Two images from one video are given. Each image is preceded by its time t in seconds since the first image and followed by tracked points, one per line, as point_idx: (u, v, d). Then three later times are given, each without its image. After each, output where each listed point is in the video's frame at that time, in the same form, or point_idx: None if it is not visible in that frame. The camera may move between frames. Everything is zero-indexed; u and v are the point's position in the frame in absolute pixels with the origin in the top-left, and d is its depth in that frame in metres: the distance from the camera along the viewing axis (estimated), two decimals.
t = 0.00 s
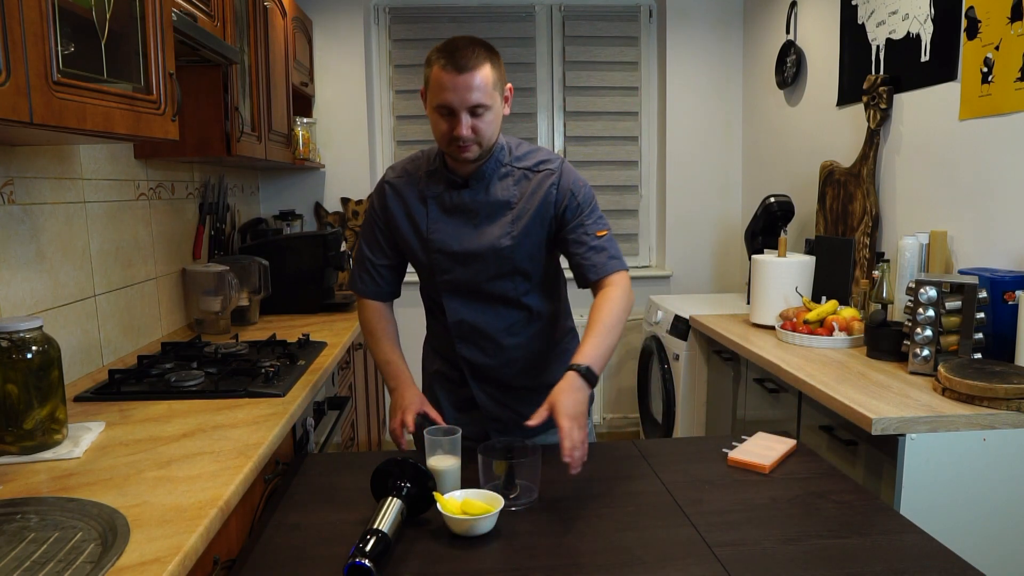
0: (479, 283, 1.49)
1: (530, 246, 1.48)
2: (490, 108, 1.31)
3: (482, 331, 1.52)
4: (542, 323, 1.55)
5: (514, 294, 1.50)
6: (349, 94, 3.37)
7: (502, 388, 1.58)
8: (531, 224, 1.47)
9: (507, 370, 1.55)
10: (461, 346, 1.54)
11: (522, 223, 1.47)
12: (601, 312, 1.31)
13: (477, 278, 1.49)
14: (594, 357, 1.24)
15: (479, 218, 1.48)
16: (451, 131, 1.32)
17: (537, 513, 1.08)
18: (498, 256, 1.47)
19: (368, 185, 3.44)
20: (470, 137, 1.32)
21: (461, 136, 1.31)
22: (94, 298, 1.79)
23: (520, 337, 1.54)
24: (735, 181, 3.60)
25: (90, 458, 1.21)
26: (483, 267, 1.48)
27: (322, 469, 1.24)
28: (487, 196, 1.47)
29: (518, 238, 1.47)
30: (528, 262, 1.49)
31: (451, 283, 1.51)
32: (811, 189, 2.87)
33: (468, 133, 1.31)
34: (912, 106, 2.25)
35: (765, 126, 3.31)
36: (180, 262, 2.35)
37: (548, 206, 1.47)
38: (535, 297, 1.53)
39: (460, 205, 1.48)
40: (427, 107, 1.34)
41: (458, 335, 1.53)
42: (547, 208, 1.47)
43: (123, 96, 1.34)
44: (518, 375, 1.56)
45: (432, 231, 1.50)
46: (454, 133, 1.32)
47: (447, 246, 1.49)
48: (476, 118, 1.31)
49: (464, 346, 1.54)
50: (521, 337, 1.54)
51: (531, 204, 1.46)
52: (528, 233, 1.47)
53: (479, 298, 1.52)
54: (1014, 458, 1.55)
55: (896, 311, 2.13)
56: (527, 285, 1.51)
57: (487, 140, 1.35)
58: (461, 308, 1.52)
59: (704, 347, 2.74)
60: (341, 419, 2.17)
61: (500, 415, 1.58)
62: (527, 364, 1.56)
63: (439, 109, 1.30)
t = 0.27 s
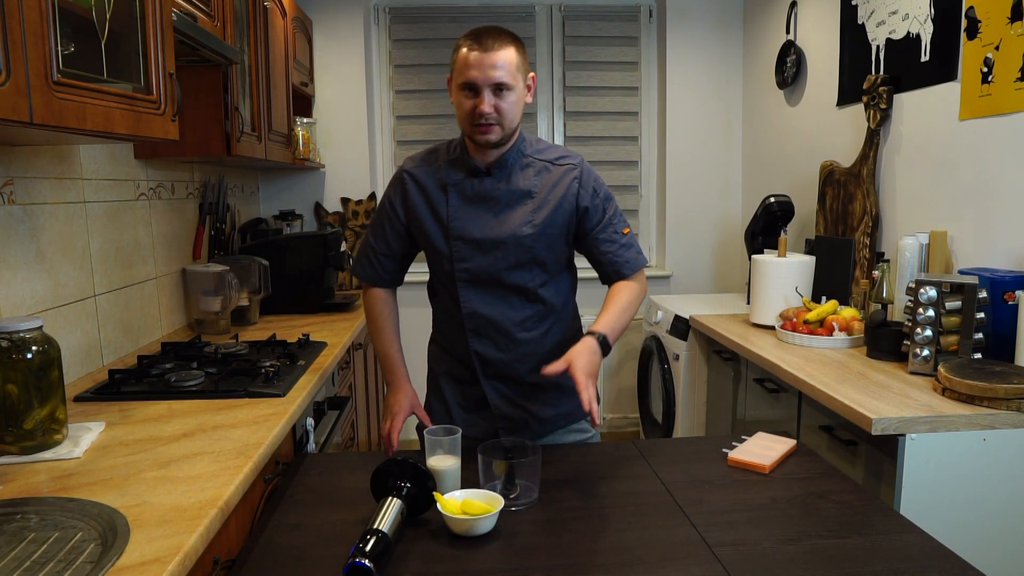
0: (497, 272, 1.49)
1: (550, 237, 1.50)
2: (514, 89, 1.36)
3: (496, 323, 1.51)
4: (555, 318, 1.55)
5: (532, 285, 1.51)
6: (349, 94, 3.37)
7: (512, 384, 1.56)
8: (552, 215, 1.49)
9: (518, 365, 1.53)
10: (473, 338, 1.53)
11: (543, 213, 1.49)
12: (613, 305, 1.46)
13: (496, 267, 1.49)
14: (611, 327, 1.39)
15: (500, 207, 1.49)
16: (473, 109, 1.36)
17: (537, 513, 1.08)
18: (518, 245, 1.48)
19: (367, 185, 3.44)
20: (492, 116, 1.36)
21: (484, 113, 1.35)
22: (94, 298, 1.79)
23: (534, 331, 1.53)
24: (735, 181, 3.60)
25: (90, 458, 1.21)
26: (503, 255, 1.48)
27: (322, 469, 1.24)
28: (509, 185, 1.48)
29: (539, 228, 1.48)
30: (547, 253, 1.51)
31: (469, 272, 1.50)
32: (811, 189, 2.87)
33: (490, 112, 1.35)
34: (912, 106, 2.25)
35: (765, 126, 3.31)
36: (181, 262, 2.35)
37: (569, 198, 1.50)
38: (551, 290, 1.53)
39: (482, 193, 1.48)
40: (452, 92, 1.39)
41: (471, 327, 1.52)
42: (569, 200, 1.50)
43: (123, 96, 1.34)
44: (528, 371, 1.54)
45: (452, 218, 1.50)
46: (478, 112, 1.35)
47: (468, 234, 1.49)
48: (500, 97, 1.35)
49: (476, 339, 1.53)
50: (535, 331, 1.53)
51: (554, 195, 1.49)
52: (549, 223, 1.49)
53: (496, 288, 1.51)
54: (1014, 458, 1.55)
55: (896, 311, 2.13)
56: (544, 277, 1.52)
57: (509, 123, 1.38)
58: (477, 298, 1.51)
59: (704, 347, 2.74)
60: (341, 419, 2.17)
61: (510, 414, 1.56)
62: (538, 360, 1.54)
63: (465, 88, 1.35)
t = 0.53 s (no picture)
0: (516, 262, 1.49)
1: (571, 232, 1.51)
2: (547, 83, 1.41)
3: (511, 314, 1.51)
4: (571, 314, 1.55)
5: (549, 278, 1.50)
6: (349, 94, 3.37)
7: (522, 380, 1.54)
8: (575, 210, 1.50)
9: (528, 359, 1.52)
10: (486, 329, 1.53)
11: (566, 206, 1.50)
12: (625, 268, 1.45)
13: (515, 257, 1.49)
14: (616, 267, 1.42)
15: (524, 198, 1.50)
16: (506, 98, 1.41)
17: (537, 513, 1.08)
18: (539, 236, 1.49)
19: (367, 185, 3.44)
20: (524, 106, 1.40)
21: (517, 102, 1.40)
22: (94, 298, 1.79)
23: (549, 325, 1.52)
24: (735, 181, 3.60)
25: (90, 458, 1.21)
26: (524, 245, 1.49)
27: (321, 469, 1.24)
28: (534, 178, 1.50)
29: (561, 221, 1.50)
30: (567, 247, 1.51)
31: (489, 261, 1.51)
32: (811, 189, 2.87)
33: (523, 102, 1.40)
34: (912, 106, 2.25)
35: (765, 126, 3.31)
36: (181, 262, 2.35)
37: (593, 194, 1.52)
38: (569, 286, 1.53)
39: (507, 184, 1.50)
40: (488, 82, 1.45)
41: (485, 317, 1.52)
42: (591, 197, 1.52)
43: (123, 96, 1.34)
44: (540, 367, 1.53)
45: (475, 206, 1.51)
46: (510, 100, 1.40)
47: (490, 223, 1.50)
48: (533, 89, 1.40)
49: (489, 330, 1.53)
50: (549, 327, 1.51)
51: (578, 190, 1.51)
52: (570, 218, 1.50)
53: (514, 279, 1.51)
54: (1014, 458, 1.55)
55: (896, 310, 2.13)
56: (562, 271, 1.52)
57: (540, 115, 1.43)
58: (493, 288, 1.52)
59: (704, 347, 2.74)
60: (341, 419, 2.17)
61: (518, 410, 1.54)
62: (549, 356, 1.53)
63: (500, 78, 1.40)
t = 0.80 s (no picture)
0: (532, 258, 1.49)
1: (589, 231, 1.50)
2: (574, 91, 1.41)
3: (525, 309, 1.51)
4: (584, 313, 1.55)
5: (564, 276, 1.50)
6: (349, 94, 3.37)
7: (534, 375, 1.54)
8: (594, 210, 1.50)
9: (541, 354, 1.52)
10: (500, 323, 1.52)
11: (586, 206, 1.50)
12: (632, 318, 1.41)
13: (532, 253, 1.49)
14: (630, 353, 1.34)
15: (544, 196, 1.50)
16: (531, 102, 1.41)
17: (537, 513, 1.08)
18: (557, 233, 1.49)
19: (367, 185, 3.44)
20: (547, 112, 1.41)
21: (541, 106, 1.40)
22: (94, 298, 1.79)
23: (562, 323, 1.52)
24: (735, 181, 3.60)
25: (90, 458, 1.21)
26: (541, 241, 1.49)
27: (321, 469, 1.24)
28: (555, 177, 1.51)
29: (580, 220, 1.49)
30: (584, 247, 1.51)
31: (506, 255, 1.50)
32: (811, 189, 2.87)
33: (547, 108, 1.40)
34: (912, 105, 2.25)
35: (765, 126, 3.31)
36: (180, 262, 2.35)
37: (613, 196, 1.52)
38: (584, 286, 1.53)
39: (528, 181, 1.50)
40: (515, 83, 1.45)
41: (499, 311, 1.52)
42: (611, 200, 1.51)
43: (123, 96, 1.34)
44: (552, 363, 1.53)
45: (496, 201, 1.51)
46: (535, 104, 1.41)
47: (509, 218, 1.50)
48: (559, 96, 1.40)
49: (502, 324, 1.52)
50: (562, 324, 1.52)
51: (599, 191, 1.51)
52: (589, 217, 1.50)
53: (529, 275, 1.51)
54: (1015, 458, 1.55)
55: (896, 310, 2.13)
56: (578, 270, 1.52)
57: (563, 122, 1.43)
58: (508, 283, 1.52)
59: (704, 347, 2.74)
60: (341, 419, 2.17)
61: (529, 405, 1.54)
62: (560, 354, 1.53)
63: (528, 80, 1.41)
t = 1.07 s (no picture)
0: (548, 259, 1.49)
1: (606, 235, 1.51)
2: (597, 90, 1.41)
3: (539, 309, 1.51)
4: (596, 315, 1.55)
5: (580, 278, 1.51)
6: (349, 94, 3.37)
7: (543, 375, 1.55)
8: (612, 213, 1.50)
9: (551, 355, 1.52)
10: (513, 323, 1.53)
11: (604, 209, 1.50)
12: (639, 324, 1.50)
13: (548, 254, 1.49)
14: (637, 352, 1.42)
15: (563, 198, 1.50)
16: (556, 103, 1.41)
17: (538, 512, 1.08)
18: (574, 235, 1.49)
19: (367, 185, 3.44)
20: (572, 112, 1.41)
21: (566, 108, 1.40)
22: (94, 298, 1.79)
23: (574, 325, 1.53)
24: (735, 181, 3.59)
25: (90, 458, 1.21)
26: (558, 243, 1.49)
27: (322, 469, 1.24)
28: (575, 179, 1.51)
29: (598, 223, 1.50)
30: (600, 249, 1.51)
31: (523, 255, 1.50)
32: (811, 189, 2.87)
33: (572, 108, 1.40)
34: (912, 106, 2.25)
35: (765, 126, 3.31)
36: (180, 262, 2.35)
37: (631, 201, 1.52)
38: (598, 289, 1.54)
39: (548, 182, 1.50)
40: (537, 85, 1.45)
41: (514, 310, 1.52)
42: (630, 204, 1.52)
43: (123, 96, 1.34)
44: (562, 364, 1.54)
45: (515, 201, 1.51)
46: (560, 106, 1.41)
47: (527, 218, 1.50)
48: (583, 96, 1.40)
49: (516, 323, 1.52)
50: (574, 326, 1.53)
51: (617, 195, 1.51)
52: (607, 220, 1.50)
53: (545, 275, 1.52)
54: (1015, 458, 1.55)
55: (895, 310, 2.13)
56: (593, 272, 1.53)
57: (587, 121, 1.43)
58: (524, 282, 1.52)
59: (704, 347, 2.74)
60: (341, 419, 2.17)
61: (537, 405, 1.54)
62: (571, 355, 1.54)
63: (551, 82, 1.40)
